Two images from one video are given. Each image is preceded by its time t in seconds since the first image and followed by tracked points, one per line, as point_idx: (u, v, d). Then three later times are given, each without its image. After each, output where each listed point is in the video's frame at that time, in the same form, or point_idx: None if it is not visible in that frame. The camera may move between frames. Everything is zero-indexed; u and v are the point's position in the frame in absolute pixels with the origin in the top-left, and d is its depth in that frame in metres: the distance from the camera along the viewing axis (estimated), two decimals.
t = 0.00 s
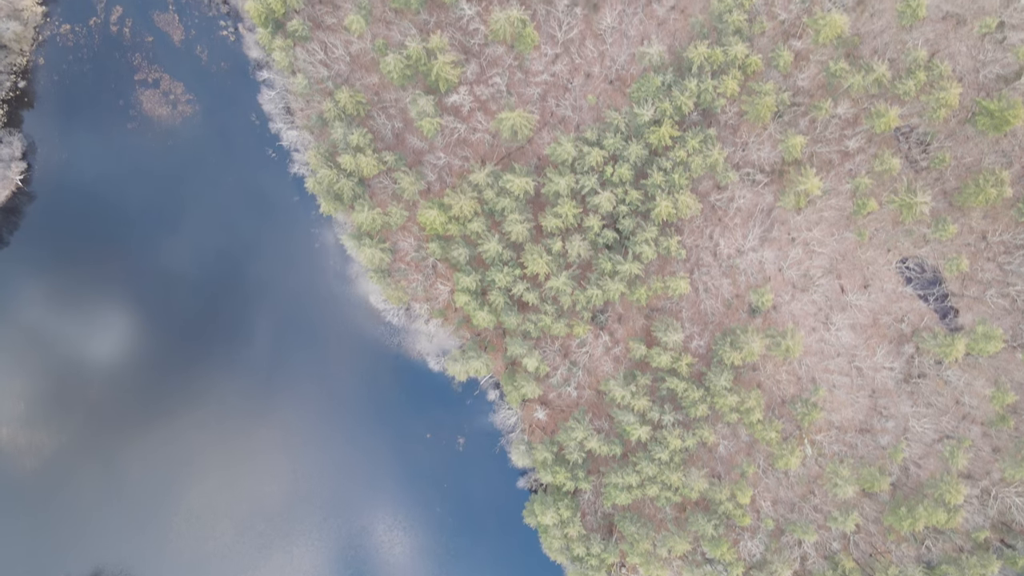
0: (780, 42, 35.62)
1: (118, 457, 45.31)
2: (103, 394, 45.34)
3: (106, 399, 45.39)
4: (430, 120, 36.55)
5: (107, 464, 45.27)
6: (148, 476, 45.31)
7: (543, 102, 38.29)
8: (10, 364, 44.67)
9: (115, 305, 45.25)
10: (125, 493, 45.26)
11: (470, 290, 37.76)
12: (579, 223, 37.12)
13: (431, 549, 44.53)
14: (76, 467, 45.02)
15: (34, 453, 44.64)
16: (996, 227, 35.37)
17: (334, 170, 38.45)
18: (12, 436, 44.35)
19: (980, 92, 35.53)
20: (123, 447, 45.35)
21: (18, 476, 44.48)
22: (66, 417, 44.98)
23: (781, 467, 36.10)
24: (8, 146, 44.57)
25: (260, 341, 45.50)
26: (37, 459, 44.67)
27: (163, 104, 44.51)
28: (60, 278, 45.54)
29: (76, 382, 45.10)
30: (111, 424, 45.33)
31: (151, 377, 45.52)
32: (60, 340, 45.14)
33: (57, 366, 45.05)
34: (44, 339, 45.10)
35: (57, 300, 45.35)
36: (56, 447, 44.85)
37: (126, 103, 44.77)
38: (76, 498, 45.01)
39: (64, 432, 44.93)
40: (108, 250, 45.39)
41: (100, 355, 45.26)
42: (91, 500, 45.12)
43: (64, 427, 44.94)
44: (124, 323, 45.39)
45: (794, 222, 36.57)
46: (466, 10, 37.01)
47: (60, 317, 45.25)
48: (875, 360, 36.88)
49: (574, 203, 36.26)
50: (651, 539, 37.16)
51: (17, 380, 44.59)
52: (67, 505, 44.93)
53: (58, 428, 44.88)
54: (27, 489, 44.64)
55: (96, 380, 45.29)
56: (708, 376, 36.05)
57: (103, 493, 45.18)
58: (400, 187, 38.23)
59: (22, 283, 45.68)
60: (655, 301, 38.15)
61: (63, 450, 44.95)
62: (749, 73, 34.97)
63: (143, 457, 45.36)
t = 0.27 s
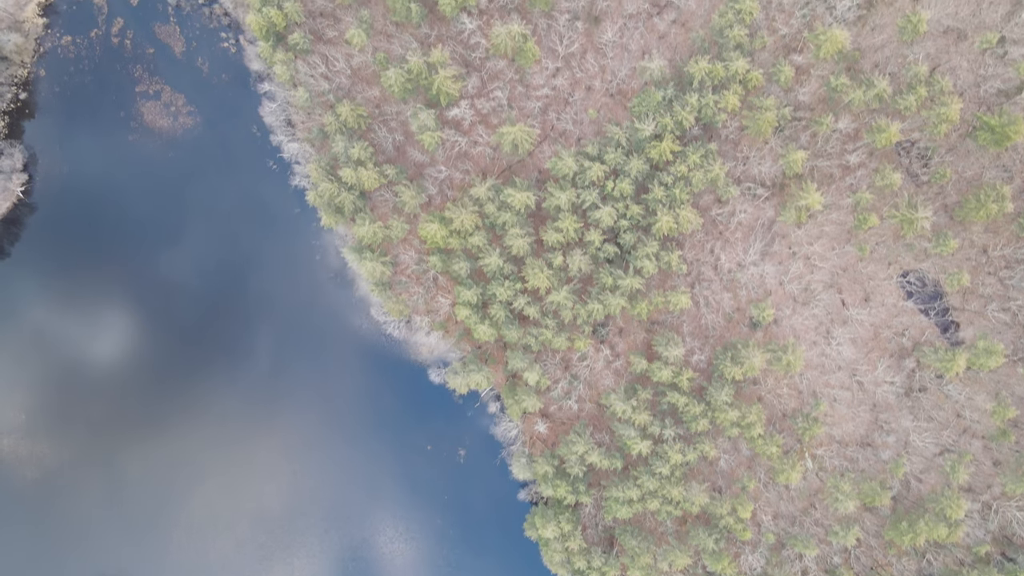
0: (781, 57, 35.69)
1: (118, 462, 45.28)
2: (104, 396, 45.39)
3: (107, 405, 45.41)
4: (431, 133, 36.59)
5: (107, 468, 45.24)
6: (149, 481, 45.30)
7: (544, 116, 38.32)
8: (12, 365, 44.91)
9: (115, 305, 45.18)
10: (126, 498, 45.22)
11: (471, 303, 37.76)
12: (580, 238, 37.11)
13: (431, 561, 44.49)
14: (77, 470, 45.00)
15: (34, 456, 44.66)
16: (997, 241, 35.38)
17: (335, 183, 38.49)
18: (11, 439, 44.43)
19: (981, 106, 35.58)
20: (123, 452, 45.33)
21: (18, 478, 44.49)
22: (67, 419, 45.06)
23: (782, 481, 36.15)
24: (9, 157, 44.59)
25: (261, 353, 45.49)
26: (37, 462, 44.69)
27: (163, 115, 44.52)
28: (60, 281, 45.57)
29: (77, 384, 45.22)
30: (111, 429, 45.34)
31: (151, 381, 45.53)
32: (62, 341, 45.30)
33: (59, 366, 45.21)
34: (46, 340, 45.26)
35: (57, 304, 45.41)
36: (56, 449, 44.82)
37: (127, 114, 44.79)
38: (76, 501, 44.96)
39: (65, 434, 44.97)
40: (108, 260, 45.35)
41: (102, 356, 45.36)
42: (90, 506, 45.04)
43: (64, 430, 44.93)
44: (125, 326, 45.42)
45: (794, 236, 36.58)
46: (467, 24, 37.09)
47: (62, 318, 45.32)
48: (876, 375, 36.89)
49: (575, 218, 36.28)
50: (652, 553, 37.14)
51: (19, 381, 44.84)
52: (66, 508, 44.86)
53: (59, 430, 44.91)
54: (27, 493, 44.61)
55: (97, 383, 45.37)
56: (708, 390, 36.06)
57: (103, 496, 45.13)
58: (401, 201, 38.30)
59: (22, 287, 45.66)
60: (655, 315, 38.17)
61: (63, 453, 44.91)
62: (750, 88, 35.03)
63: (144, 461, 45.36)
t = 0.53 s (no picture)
0: (782, 70, 35.75)
1: (118, 467, 45.25)
2: (104, 397, 45.41)
3: (107, 410, 45.41)
4: (431, 145, 36.59)
5: (107, 473, 45.21)
6: (149, 487, 45.26)
7: (545, 128, 38.33)
8: (14, 366, 44.98)
9: (116, 307, 45.22)
10: (126, 504, 45.19)
11: (472, 315, 37.78)
12: (581, 250, 37.12)
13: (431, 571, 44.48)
14: (76, 474, 44.97)
15: (35, 458, 44.64)
16: (997, 254, 35.36)
17: (335, 195, 38.50)
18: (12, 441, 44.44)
19: (982, 118, 35.58)
20: (123, 457, 45.30)
21: (18, 481, 44.43)
22: (68, 421, 45.08)
23: (782, 493, 36.24)
24: (10, 167, 44.70)
25: (261, 364, 45.50)
26: (37, 465, 44.65)
27: (164, 126, 44.54)
28: (61, 283, 45.61)
29: (78, 386, 45.27)
30: (112, 432, 45.33)
31: (152, 387, 45.52)
32: (63, 342, 45.35)
33: (60, 367, 45.29)
34: (46, 341, 45.31)
35: (58, 307, 45.46)
36: (56, 452, 44.80)
37: (128, 124, 44.83)
38: (75, 505, 44.91)
39: (65, 436, 44.98)
40: (109, 268, 45.34)
41: (103, 356, 45.38)
42: (90, 511, 45.00)
43: (64, 434, 44.96)
44: (125, 329, 45.42)
45: (795, 248, 36.60)
46: (468, 36, 37.15)
47: (63, 319, 45.36)
48: (877, 387, 36.89)
49: (576, 230, 36.29)
50: (652, 565, 37.11)
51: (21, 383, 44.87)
52: (66, 512, 44.80)
53: (60, 432, 44.94)
54: (26, 498, 44.54)
55: (98, 386, 45.38)
56: (709, 403, 36.06)
57: (103, 500, 45.11)
58: (402, 213, 38.32)
59: (23, 290, 45.69)
60: (656, 327, 38.18)
61: (63, 456, 44.87)
62: (751, 101, 35.09)
63: (144, 464, 45.35)
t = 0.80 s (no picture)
0: (783, 83, 35.80)
1: (118, 473, 45.24)
2: (104, 400, 45.42)
3: (108, 416, 45.43)
4: (432, 157, 36.59)
5: (107, 478, 45.21)
6: (149, 493, 45.27)
7: (546, 140, 38.34)
8: (14, 368, 45.06)
9: (116, 310, 45.25)
10: (126, 509, 45.19)
11: (473, 326, 37.79)
12: (582, 263, 37.13)
13: None
14: (76, 479, 44.96)
15: (34, 462, 44.63)
16: (998, 267, 35.35)
17: (336, 206, 38.53)
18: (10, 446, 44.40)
19: (983, 131, 35.60)
20: (123, 462, 45.27)
21: (17, 485, 44.43)
22: (68, 425, 45.11)
23: (783, 506, 36.21)
24: (11, 177, 44.70)
25: (263, 374, 45.50)
26: (37, 470, 44.61)
27: (165, 136, 44.55)
28: (61, 287, 45.60)
29: (78, 389, 45.31)
30: (112, 436, 45.36)
31: (152, 393, 45.50)
32: (64, 343, 45.38)
33: (60, 369, 45.31)
34: (48, 343, 45.35)
35: (58, 310, 45.52)
36: (56, 456, 44.83)
37: (129, 135, 44.86)
38: (75, 509, 44.90)
39: (66, 439, 45.03)
40: (110, 276, 45.32)
41: (103, 358, 45.38)
42: (90, 516, 45.00)
43: (65, 438, 44.99)
44: (125, 334, 45.41)
45: (795, 261, 36.63)
46: (469, 48, 37.20)
47: (63, 321, 45.42)
48: (877, 400, 36.89)
49: (577, 242, 36.30)
50: None
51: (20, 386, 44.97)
52: (66, 516, 44.81)
53: (60, 435, 44.99)
54: (26, 502, 44.52)
55: (98, 389, 45.41)
56: (710, 416, 36.04)
57: (103, 505, 45.10)
58: (403, 224, 38.34)
59: (24, 295, 45.73)
60: (657, 339, 38.19)
61: (64, 460, 44.89)
62: (752, 113, 35.11)
63: (144, 469, 45.34)
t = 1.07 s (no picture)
0: (784, 98, 35.84)
1: (119, 480, 45.29)
2: (105, 403, 45.45)
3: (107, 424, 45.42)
4: (433, 171, 36.62)
5: (107, 484, 45.24)
6: (150, 500, 45.35)
7: (547, 154, 38.36)
8: (15, 372, 45.15)
9: (116, 317, 45.30)
10: (126, 515, 45.25)
11: (474, 340, 37.83)
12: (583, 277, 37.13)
13: None
14: (76, 484, 44.95)
15: (34, 466, 44.64)
16: (1000, 282, 35.34)
17: (338, 220, 38.58)
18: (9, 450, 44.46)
19: (984, 146, 35.58)
20: (124, 468, 45.32)
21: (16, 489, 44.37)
22: (69, 429, 45.16)
23: (784, 520, 36.15)
24: (12, 189, 44.74)
25: (263, 386, 45.55)
26: (36, 475, 44.61)
27: (166, 147, 44.60)
28: (61, 293, 45.62)
29: (79, 394, 45.34)
30: (112, 442, 45.39)
31: (153, 399, 45.51)
32: (66, 344, 45.46)
33: (61, 373, 45.36)
34: (50, 345, 45.47)
35: (59, 315, 45.56)
36: (56, 461, 44.87)
37: (131, 146, 44.92)
38: (75, 515, 44.93)
39: (66, 443, 45.09)
40: (111, 284, 45.34)
41: (102, 362, 45.38)
42: (90, 522, 45.04)
43: (67, 442, 45.09)
44: (125, 342, 45.40)
45: (797, 275, 36.63)
46: (471, 62, 37.24)
47: (64, 325, 45.48)
48: (878, 414, 36.87)
49: (578, 257, 36.32)
50: None
51: (21, 389, 45.06)
52: (65, 522, 44.81)
53: (61, 439, 45.05)
54: (24, 509, 44.45)
55: (98, 394, 45.41)
56: (711, 430, 36.00)
57: (103, 511, 45.12)
58: (404, 238, 38.35)
59: (26, 298, 45.83)
60: (658, 353, 38.18)
61: (64, 465, 44.92)
62: (753, 128, 35.14)
63: (145, 475, 45.40)
